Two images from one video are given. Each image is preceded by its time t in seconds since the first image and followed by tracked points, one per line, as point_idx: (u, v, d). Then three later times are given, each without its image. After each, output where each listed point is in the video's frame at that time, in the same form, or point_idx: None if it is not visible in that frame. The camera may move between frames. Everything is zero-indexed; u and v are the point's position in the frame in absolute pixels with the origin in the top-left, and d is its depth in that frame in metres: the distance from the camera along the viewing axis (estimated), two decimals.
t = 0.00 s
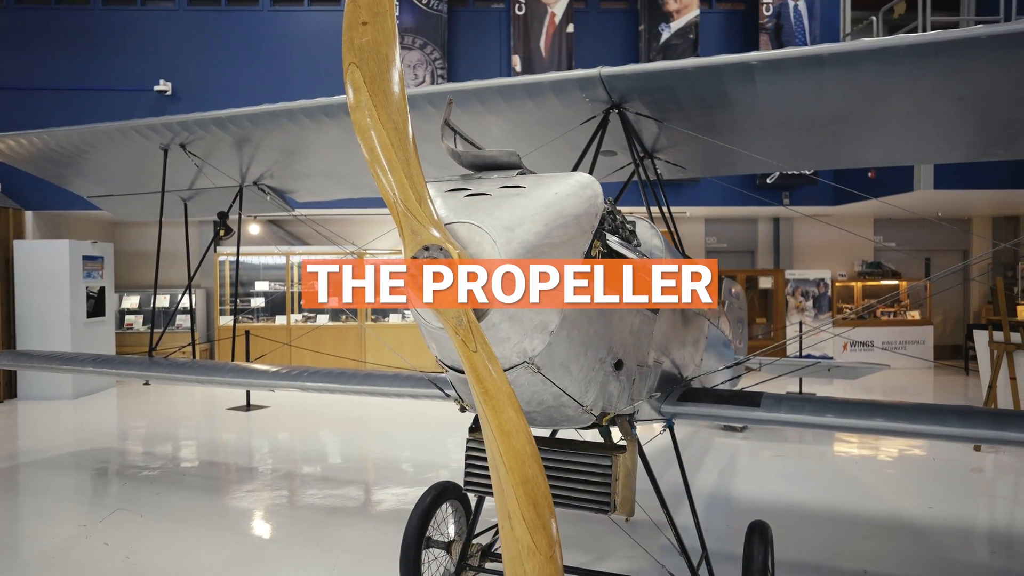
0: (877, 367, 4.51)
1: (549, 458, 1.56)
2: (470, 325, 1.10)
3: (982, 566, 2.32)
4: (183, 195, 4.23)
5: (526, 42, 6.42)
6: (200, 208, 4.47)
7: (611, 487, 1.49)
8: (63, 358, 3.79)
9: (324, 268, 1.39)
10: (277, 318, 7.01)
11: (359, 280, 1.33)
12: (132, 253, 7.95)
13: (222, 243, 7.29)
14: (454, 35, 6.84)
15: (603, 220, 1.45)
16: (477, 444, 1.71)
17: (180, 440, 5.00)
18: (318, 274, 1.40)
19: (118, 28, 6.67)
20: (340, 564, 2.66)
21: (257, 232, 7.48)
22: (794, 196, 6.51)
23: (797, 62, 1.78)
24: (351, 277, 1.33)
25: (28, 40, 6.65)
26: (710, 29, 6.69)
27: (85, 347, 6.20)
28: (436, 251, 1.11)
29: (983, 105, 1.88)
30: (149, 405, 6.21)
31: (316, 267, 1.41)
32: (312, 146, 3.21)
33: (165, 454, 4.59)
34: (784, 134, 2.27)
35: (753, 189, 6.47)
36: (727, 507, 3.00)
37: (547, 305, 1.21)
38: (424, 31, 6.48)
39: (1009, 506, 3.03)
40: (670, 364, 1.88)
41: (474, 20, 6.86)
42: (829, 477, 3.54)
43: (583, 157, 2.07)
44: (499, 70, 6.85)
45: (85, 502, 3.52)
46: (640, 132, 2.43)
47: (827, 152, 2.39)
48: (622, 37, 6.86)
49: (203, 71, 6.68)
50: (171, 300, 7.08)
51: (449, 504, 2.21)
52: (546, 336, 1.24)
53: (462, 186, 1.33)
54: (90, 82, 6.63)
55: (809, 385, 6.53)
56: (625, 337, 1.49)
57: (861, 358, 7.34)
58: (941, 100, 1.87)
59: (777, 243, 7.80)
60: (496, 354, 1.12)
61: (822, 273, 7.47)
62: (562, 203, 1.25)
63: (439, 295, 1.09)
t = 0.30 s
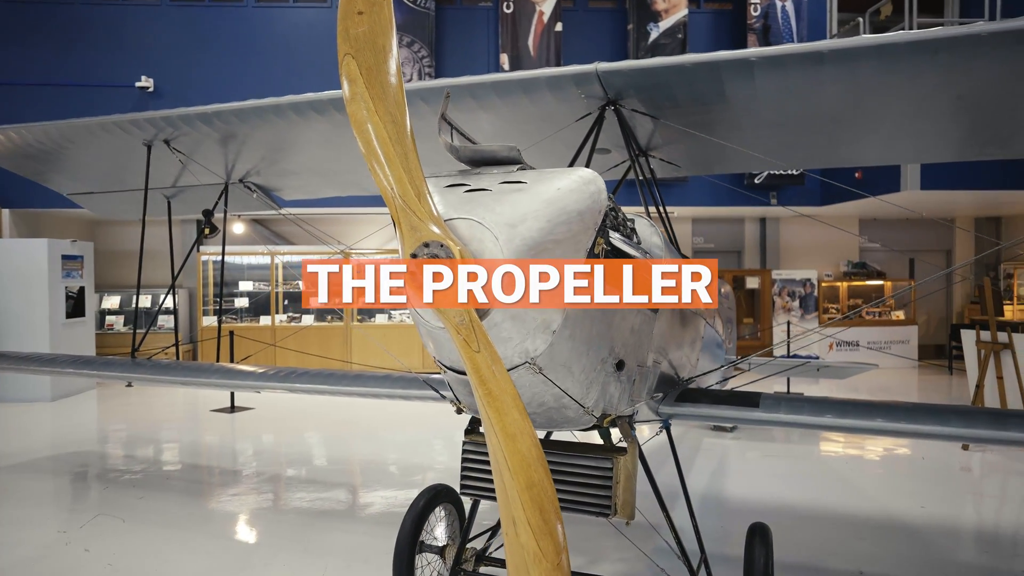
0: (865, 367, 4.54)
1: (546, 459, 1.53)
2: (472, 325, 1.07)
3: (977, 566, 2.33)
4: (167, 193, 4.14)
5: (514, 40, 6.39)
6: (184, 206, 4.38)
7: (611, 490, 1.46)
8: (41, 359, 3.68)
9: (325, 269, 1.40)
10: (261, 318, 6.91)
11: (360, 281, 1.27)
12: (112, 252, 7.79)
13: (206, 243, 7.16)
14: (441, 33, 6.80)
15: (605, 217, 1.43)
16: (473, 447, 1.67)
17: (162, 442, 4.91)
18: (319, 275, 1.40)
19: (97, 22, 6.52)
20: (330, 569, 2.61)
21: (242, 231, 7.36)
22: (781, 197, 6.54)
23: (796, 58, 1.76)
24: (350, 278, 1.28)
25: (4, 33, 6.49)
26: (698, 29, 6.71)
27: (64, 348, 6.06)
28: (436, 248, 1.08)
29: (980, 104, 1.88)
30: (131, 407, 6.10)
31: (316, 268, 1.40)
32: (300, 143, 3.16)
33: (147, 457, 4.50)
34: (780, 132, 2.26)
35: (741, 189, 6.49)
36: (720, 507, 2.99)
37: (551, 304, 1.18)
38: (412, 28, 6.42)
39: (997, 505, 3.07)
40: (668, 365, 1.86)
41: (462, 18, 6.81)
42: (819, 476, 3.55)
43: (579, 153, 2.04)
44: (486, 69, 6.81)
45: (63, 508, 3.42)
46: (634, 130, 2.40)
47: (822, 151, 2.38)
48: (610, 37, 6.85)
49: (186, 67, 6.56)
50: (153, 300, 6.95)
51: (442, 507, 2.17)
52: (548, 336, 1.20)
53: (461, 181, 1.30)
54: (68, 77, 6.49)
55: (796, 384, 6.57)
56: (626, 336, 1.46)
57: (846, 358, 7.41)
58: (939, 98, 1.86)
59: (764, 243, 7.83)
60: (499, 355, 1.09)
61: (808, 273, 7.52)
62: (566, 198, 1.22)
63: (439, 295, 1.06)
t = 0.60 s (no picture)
0: (850, 366, 4.58)
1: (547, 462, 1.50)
2: (480, 324, 1.04)
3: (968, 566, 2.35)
4: (147, 190, 4.04)
5: (500, 38, 6.34)
6: (165, 203, 4.28)
7: (614, 494, 1.43)
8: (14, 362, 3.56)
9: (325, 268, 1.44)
10: (242, 319, 6.78)
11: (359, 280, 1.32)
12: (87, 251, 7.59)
13: (185, 242, 7.02)
14: (426, 30, 6.74)
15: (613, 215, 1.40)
16: (472, 449, 1.64)
17: (140, 445, 4.79)
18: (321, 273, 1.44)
19: (70, 14, 6.31)
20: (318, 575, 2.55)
21: (222, 230, 7.23)
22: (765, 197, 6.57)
23: (796, 55, 1.75)
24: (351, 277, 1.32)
25: None
26: (683, 30, 6.72)
27: (38, 350, 5.89)
28: (441, 246, 1.04)
29: (976, 103, 1.89)
30: (108, 410, 5.94)
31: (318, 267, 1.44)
32: (286, 139, 3.08)
33: (125, 460, 4.38)
34: (775, 130, 2.25)
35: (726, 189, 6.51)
36: (712, 508, 2.99)
37: (557, 303, 1.15)
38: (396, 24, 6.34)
39: (983, 503, 3.10)
40: (667, 366, 1.83)
41: (447, 15, 6.75)
42: (807, 475, 3.57)
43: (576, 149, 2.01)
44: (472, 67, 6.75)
45: (36, 515, 3.30)
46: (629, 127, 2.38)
47: (816, 149, 2.39)
48: (595, 36, 6.85)
49: (163, 61, 6.38)
50: (131, 300, 6.79)
51: (437, 511, 2.12)
52: (554, 336, 1.17)
53: (463, 176, 1.26)
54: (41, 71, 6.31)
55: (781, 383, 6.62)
56: (631, 336, 1.43)
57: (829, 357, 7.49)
58: (936, 97, 1.87)
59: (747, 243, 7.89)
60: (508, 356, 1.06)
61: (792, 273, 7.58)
62: (572, 194, 1.19)
63: (444, 295, 1.03)
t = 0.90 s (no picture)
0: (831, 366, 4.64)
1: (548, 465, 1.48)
2: (489, 324, 1.01)
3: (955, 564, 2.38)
4: (122, 187, 3.92)
5: (482, 37, 6.30)
6: (142, 201, 4.16)
7: (616, 497, 1.40)
8: None
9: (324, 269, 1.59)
10: (219, 320, 6.64)
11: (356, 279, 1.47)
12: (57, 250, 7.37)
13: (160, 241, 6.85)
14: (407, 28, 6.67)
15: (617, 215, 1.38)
16: (469, 452, 1.61)
17: (113, 450, 4.65)
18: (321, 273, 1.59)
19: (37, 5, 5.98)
20: None
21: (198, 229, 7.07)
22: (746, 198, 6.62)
23: (794, 53, 1.74)
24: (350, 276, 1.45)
25: None
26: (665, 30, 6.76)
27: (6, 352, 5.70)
28: (447, 243, 1.00)
29: (969, 102, 1.90)
30: (79, 413, 5.77)
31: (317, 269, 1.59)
32: (268, 135, 3.01)
33: (97, 466, 4.25)
34: (769, 128, 2.25)
35: (707, 189, 6.54)
36: (701, 508, 2.99)
37: (564, 303, 1.13)
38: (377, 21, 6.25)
39: (964, 500, 3.16)
40: (665, 367, 1.82)
41: (429, 13, 6.69)
42: (792, 475, 3.60)
43: (570, 146, 1.99)
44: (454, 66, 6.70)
45: (4, 524, 3.17)
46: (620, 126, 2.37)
47: (808, 148, 2.39)
48: (577, 36, 6.85)
49: (137, 55, 6.08)
50: (103, 301, 6.60)
51: (429, 515, 2.08)
52: (560, 337, 1.15)
53: (465, 172, 1.23)
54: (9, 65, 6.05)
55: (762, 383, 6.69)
56: (634, 337, 1.41)
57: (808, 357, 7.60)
58: (929, 96, 1.88)
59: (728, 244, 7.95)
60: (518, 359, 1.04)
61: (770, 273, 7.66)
62: (579, 191, 1.16)
63: (450, 295, 0.99)
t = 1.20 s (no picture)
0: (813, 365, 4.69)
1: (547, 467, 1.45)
2: (495, 322, 0.98)
3: (941, 560, 2.40)
4: (97, 184, 3.81)
5: (465, 35, 6.26)
6: (118, 198, 4.05)
7: (617, 500, 1.39)
8: None
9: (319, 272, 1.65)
10: (196, 320, 6.50)
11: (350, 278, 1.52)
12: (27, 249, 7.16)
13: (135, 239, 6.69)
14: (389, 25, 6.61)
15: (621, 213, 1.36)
16: (465, 454, 1.58)
17: (86, 453, 4.53)
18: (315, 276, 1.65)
19: None
20: None
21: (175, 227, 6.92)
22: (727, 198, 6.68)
23: (790, 51, 1.75)
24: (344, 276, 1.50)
25: None
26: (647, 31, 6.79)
27: None
28: (451, 240, 0.97)
29: (960, 101, 1.93)
30: (50, 416, 5.61)
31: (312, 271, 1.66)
32: (252, 132, 2.95)
33: (68, 470, 4.13)
34: (761, 126, 2.26)
35: (689, 189, 6.58)
36: (689, 508, 3.00)
37: (569, 302, 1.10)
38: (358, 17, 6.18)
39: (945, 496, 3.21)
40: (660, 365, 1.81)
41: (411, 10, 6.64)
42: (777, 473, 3.63)
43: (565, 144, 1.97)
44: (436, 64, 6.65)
45: None
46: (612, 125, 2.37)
47: (798, 147, 2.41)
48: (559, 35, 6.85)
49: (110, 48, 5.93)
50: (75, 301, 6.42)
51: (421, 518, 2.04)
52: (565, 337, 1.13)
53: (466, 169, 1.20)
54: None
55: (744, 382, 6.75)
56: (635, 336, 1.39)
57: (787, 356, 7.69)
58: (920, 96, 1.90)
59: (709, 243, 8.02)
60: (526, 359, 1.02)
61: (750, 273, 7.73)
62: (584, 187, 1.14)
63: (454, 292, 0.97)
